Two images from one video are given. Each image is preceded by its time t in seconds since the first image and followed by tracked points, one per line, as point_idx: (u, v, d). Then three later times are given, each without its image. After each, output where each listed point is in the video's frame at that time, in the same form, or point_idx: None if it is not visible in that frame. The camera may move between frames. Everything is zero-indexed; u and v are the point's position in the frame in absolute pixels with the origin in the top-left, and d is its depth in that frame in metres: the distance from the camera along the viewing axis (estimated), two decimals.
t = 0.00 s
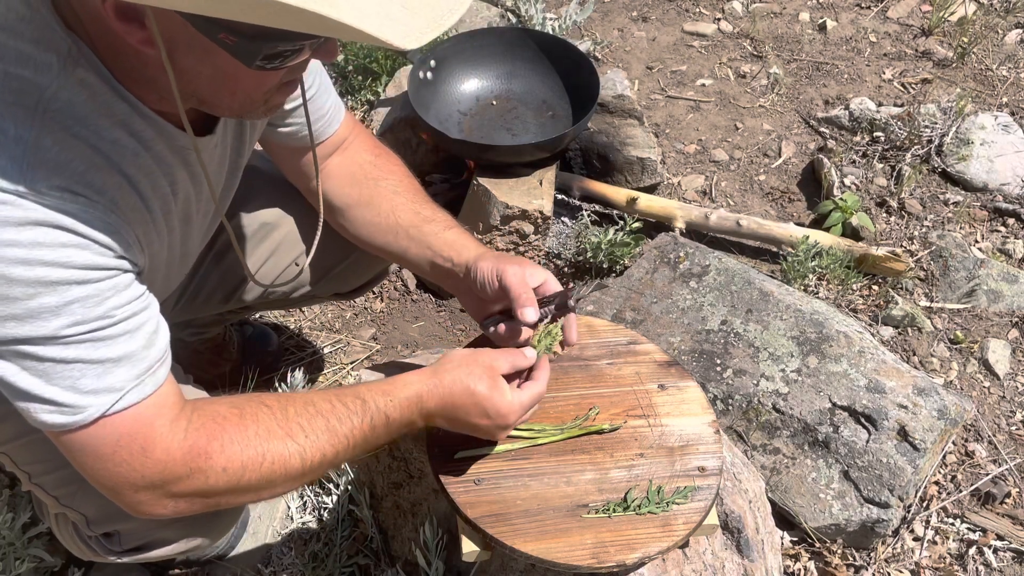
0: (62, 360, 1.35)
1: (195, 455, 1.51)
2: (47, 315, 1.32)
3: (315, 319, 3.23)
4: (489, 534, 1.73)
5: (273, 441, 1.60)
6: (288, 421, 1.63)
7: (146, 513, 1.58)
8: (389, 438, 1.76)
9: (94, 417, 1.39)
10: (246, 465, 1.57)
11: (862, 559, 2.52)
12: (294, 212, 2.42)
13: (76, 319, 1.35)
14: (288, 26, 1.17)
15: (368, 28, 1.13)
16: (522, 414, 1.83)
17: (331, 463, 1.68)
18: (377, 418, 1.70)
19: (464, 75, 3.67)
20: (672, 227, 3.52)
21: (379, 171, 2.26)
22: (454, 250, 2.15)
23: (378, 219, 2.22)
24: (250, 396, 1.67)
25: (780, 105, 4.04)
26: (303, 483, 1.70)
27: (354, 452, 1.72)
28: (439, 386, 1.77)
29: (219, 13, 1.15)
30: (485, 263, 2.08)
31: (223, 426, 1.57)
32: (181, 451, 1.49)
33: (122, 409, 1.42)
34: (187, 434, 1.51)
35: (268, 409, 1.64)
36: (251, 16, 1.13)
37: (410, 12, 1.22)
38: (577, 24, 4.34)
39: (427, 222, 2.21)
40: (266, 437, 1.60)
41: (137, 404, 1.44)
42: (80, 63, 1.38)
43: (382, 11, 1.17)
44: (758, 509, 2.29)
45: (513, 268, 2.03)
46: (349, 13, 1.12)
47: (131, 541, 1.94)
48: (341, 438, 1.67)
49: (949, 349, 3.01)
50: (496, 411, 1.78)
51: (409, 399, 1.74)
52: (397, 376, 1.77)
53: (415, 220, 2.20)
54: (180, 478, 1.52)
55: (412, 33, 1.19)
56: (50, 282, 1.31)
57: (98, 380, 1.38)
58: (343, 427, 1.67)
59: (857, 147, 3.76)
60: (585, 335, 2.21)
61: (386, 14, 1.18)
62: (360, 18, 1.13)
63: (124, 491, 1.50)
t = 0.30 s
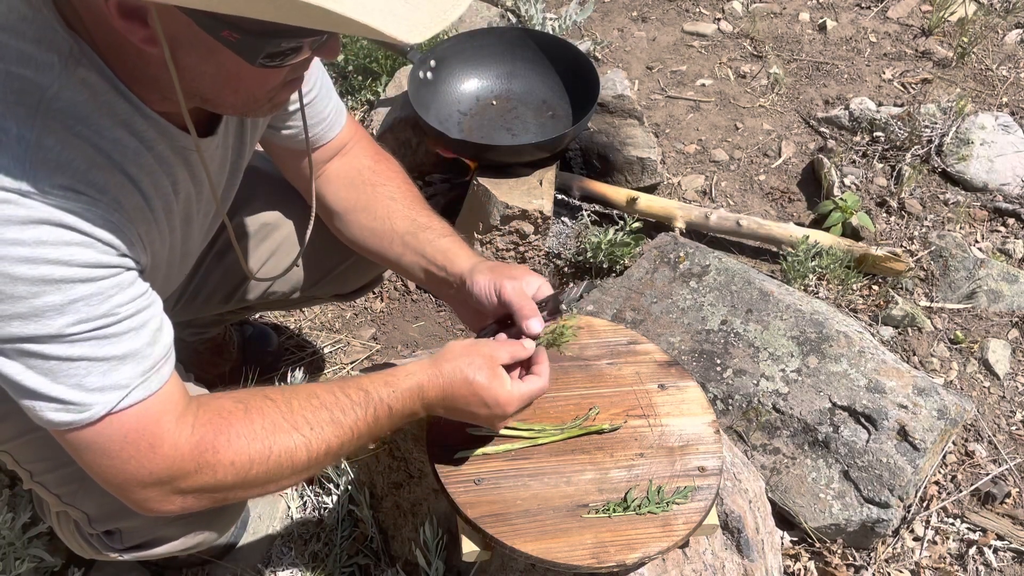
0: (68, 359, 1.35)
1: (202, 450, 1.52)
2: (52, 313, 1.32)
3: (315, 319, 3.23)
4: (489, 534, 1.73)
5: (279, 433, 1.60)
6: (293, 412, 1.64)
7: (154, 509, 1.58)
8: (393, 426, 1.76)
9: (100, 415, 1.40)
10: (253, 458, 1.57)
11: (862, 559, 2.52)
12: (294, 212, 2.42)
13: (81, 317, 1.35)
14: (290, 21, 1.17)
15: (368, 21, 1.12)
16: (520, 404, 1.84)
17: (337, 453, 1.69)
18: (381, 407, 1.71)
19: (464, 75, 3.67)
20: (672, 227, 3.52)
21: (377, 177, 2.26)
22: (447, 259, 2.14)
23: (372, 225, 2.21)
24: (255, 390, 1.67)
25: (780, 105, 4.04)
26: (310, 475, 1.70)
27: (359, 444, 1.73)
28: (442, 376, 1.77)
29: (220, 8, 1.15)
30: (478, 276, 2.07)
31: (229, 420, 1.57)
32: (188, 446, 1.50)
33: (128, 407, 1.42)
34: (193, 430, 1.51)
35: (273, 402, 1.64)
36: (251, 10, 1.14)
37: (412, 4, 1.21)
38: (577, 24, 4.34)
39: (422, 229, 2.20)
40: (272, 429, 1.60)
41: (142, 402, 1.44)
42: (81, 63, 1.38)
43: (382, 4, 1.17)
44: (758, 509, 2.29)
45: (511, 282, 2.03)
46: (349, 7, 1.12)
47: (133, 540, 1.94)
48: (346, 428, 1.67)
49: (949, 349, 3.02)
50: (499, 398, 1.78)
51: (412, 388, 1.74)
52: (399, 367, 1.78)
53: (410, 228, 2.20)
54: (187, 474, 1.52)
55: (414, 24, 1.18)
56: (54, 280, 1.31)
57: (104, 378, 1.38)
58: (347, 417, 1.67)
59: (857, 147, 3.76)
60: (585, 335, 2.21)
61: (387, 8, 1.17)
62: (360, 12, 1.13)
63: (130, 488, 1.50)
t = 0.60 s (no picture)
0: (70, 357, 1.35)
1: (204, 447, 1.52)
2: (55, 313, 1.32)
3: (315, 319, 3.23)
4: (489, 534, 1.73)
5: (280, 427, 1.60)
6: (294, 406, 1.64)
7: (157, 506, 1.58)
8: (395, 419, 1.76)
9: (103, 413, 1.40)
10: (255, 452, 1.57)
11: (862, 559, 2.52)
12: (295, 213, 2.43)
13: (82, 316, 1.35)
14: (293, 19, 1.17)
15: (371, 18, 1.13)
16: (521, 394, 1.83)
17: (340, 447, 1.68)
18: (381, 399, 1.70)
19: (464, 75, 3.67)
20: (672, 227, 3.52)
21: (378, 177, 2.26)
22: (449, 259, 2.15)
23: (373, 226, 2.22)
24: (256, 386, 1.67)
25: (780, 105, 4.04)
26: (313, 471, 1.70)
27: (360, 438, 1.72)
28: (441, 367, 1.77)
29: (224, 6, 1.16)
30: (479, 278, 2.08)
31: (231, 415, 1.57)
32: (191, 443, 1.50)
33: (130, 405, 1.42)
34: (195, 427, 1.51)
35: (274, 397, 1.64)
36: (255, 8, 1.14)
37: None
38: (577, 24, 4.34)
39: (421, 227, 2.20)
40: (273, 423, 1.60)
41: (144, 400, 1.44)
42: (83, 62, 1.38)
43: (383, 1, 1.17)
44: (758, 509, 2.29)
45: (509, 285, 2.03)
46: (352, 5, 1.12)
47: (133, 539, 1.94)
48: (347, 420, 1.67)
49: (949, 349, 3.02)
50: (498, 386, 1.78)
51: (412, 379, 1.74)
52: (399, 360, 1.78)
53: (409, 226, 2.20)
54: (190, 470, 1.52)
55: (417, 20, 1.18)
56: (56, 279, 1.31)
57: (106, 376, 1.38)
58: (348, 409, 1.67)
59: (857, 147, 3.76)
60: (585, 335, 2.21)
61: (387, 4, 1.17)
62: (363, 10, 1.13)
63: (133, 486, 1.50)
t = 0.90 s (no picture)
0: (72, 358, 1.35)
1: (205, 450, 1.52)
2: (58, 313, 1.32)
3: (315, 319, 3.23)
4: (489, 534, 1.73)
5: (281, 431, 1.60)
6: (295, 410, 1.64)
7: (158, 509, 1.58)
8: (396, 423, 1.76)
9: (105, 414, 1.40)
10: (256, 456, 1.57)
11: (862, 559, 2.52)
12: (295, 213, 2.43)
13: (85, 317, 1.35)
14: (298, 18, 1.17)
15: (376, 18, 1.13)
16: (522, 397, 1.83)
17: (341, 451, 1.68)
18: (383, 403, 1.71)
19: (464, 75, 3.67)
20: (672, 227, 3.52)
21: (379, 179, 2.26)
22: (444, 264, 2.14)
23: (371, 229, 2.23)
24: (257, 389, 1.67)
25: (780, 105, 4.04)
26: (314, 475, 1.69)
27: (361, 443, 1.72)
28: (443, 371, 1.78)
29: (230, 6, 1.16)
30: (473, 283, 2.08)
31: (232, 418, 1.57)
32: (192, 445, 1.50)
33: (132, 405, 1.42)
34: (197, 429, 1.51)
35: (276, 401, 1.64)
36: (262, 9, 1.14)
37: None
38: (577, 24, 4.34)
39: (418, 231, 2.20)
40: (274, 427, 1.60)
41: (146, 401, 1.44)
42: (85, 63, 1.38)
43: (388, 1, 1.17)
44: (758, 509, 2.29)
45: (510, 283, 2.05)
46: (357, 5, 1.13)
47: (134, 539, 1.94)
48: (348, 424, 1.67)
49: (949, 349, 3.02)
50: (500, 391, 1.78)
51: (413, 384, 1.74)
52: (400, 364, 1.78)
53: (409, 229, 2.20)
54: (191, 473, 1.52)
55: (421, 20, 1.19)
56: (59, 280, 1.31)
57: (109, 377, 1.38)
58: (349, 413, 1.68)
59: (857, 147, 3.76)
60: (585, 335, 2.21)
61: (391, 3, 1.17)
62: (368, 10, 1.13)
63: (134, 488, 1.50)
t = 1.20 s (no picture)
0: (73, 358, 1.35)
1: (206, 448, 1.51)
2: (59, 314, 1.32)
3: (316, 319, 3.23)
4: (489, 534, 1.73)
5: (283, 429, 1.60)
6: (297, 408, 1.64)
7: (159, 507, 1.58)
8: (398, 422, 1.76)
9: (106, 414, 1.40)
10: (257, 454, 1.57)
11: (862, 559, 2.52)
12: (295, 214, 2.42)
13: (86, 317, 1.35)
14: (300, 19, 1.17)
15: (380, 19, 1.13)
16: (523, 402, 1.82)
17: (342, 449, 1.68)
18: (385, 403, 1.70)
19: (464, 75, 3.67)
20: (672, 227, 3.52)
21: (381, 177, 2.26)
22: (451, 257, 2.14)
23: (374, 226, 2.22)
24: (259, 388, 1.68)
25: (780, 106, 4.04)
26: (315, 474, 1.69)
27: (362, 442, 1.72)
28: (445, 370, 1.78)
29: (231, 6, 1.15)
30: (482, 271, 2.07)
31: (234, 417, 1.57)
32: (193, 445, 1.50)
33: (133, 406, 1.42)
34: (198, 428, 1.51)
35: (277, 399, 1.64)
36: (264, 9, 1.14)
37: None
38: (577, 24, 4.34)
39: (423, 227, 2.20)
40: (276, 425, 1.60)
41: (147, 401, 1.44)
42: (86, 64, 1.38)
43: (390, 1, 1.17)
44: (758, 509, 2.29)
45: (512, 272, 2.02)
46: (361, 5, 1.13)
47: (135, 539, 1.94)
48: (349, 423, 1.67)
49: (949, 349, 3.02)
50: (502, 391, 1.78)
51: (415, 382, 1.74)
52: (403, 364, 1.78)
53: (412, 225, 2.20)
54: (192, 471, 1.52)
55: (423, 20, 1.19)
56: (60, 280, 1.31)
57: (111, 377, 1.38)
58: (350, 412, 1.67)
59: (857, 147, 3.76)
60: (585, 335, 2.21)
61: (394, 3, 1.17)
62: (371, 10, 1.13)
63: (135, 487, 1.50)
